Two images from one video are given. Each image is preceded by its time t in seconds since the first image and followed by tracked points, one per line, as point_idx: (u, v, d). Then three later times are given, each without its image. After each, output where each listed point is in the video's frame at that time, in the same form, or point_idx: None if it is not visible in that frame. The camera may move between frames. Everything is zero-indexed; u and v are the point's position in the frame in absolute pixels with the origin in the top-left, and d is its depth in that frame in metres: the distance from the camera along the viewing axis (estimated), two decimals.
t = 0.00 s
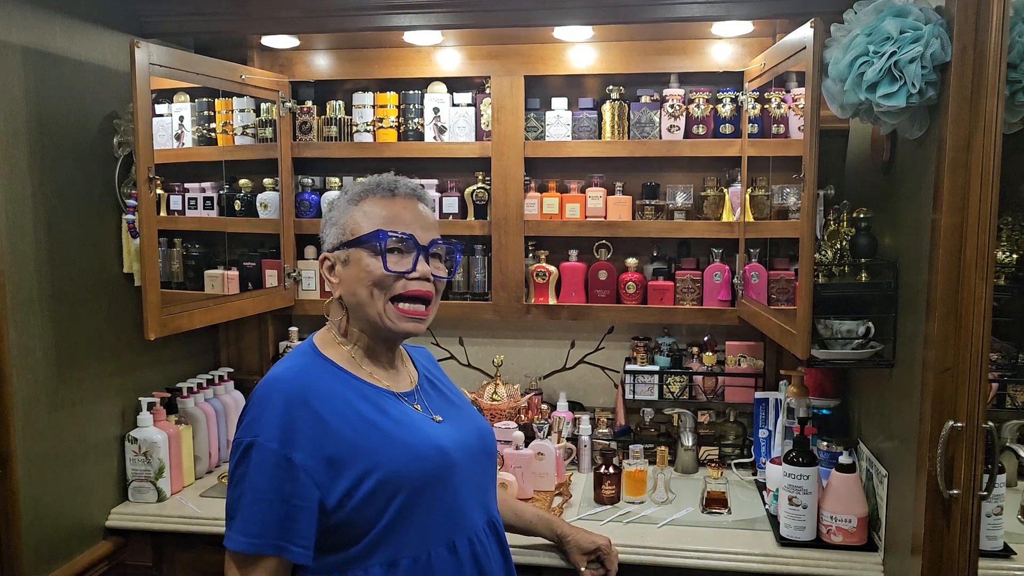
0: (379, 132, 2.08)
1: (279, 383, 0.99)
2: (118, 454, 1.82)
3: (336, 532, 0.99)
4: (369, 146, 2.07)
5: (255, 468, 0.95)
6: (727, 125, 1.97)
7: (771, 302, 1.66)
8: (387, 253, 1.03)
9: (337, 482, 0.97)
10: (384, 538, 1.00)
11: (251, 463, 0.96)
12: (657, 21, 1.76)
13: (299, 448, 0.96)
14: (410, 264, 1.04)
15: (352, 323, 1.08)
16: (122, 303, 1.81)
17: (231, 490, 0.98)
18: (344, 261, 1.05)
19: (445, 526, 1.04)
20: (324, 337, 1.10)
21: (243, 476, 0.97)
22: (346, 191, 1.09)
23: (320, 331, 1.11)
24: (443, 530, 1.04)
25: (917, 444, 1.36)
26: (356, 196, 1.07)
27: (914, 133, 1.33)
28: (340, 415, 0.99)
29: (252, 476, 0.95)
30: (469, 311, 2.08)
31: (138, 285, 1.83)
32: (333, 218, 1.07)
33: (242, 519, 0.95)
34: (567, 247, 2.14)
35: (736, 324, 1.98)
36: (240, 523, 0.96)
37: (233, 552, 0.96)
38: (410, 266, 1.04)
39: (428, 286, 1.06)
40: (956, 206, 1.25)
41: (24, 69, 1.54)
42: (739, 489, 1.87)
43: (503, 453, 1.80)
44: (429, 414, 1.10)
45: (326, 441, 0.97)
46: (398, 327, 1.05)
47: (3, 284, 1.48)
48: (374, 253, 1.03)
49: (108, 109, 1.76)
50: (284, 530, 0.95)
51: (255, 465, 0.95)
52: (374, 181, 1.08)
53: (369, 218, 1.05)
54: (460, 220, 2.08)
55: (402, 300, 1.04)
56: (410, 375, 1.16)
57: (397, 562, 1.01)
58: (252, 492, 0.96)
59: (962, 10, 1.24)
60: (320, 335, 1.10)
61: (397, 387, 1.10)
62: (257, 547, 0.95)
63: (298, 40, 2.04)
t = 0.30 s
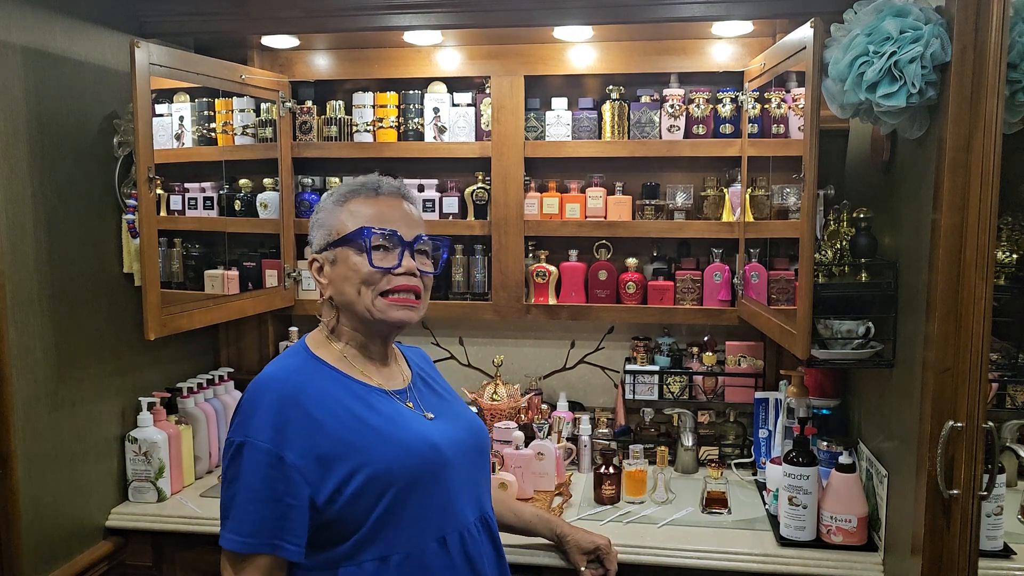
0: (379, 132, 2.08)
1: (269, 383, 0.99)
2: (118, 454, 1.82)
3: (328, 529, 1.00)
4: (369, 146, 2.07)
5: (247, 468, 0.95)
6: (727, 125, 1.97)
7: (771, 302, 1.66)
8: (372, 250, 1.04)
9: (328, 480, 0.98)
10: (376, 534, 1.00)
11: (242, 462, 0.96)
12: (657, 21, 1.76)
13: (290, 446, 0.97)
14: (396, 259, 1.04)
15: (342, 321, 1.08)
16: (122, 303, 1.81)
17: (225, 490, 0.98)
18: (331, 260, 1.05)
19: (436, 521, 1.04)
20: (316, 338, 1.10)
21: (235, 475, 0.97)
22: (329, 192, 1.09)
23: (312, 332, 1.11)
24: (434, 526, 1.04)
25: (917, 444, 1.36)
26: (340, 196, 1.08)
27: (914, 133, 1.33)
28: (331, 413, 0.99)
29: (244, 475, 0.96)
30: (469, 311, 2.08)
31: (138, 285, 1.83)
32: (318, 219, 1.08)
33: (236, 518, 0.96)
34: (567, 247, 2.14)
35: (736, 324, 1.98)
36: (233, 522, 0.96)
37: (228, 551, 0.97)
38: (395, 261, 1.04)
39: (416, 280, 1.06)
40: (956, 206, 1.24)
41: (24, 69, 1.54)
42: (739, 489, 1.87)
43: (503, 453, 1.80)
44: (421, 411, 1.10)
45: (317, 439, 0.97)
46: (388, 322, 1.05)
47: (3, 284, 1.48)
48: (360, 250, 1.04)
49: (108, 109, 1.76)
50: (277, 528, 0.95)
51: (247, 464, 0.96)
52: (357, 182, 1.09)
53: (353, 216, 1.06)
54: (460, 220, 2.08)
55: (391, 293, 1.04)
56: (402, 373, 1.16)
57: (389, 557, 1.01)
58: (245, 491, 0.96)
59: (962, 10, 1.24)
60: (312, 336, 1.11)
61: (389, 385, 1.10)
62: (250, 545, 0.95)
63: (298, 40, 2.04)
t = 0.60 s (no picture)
0: (379, 132, 2.08)
1: (263, 380, 1.00)
2: (118, 454, 1.82)
3: (316, 527, 1.00)
4: (369, 145, 2.07)
5: (237, 463, 0.97)
6: (727, 125, 1.97)
7: (771, 302, 1.66)
8: (372, 249, 1.04)
9: (317, 478, 0.98)
10: (364, 534, 1.00)
11: (233, 458, 0.97)
12: (657, 21, 1.76)
13: (280, 443, 0.97)
14: (396, 259, 1.04)
15: (342, 320, 1.09)
16: (122, 303, 1.81)
17: (216, 484, 0.99)
18: (332, 259, 1.06)
19: (424, 523, 1.04)
20: (317, 338, 1.10)
21: (227, 470, 0.98)
22: (332, 192, 1.10)
23: (312, 330, 1.12)
24: (422, 528, 1.04)
25: (917, 444, 1.36)
26: (342, 197, 1.09)
27: (914, 133, 1.33)
28: (321, 411, 0.99)
29: (234, 470, 0.97)
30: (469, 311, 2.08)
31: (137, 285, 1.83)
32: (320, 219, 1.09)
33: (224, 512, 0.97)
34: (567, 247, 2.14)
35: (736, 324, 1.98)
36: (222, 516, 0.97)
37: (217, 545, 0.98)
38: (396, 262, 1.04)
39: (416, 280, 1.06)
40: (956, 206, 1.24)
41: (24, 69, 1.54)
42: (739, 489, 1.87)
43: (503, 453, 1.80)
44: (416, 412, 1.09)
45: (306, 437, 0.98)
46: (387, 322, 1.04)
47: (3, 284, 1.48)
48: (361, 249, 1.04)
49: (107, 109, 1.76)
50: (263, 524, 0.96)
51: (237, 459, 0.97)
52: (360, 184, 1.10)
53: (355, 216, 1.06)
54: (460, 220, 2.08)
55: (390, 292, 1.04)
56: (401, 374, 1.15)
57: (376, 557, 1.01)
58: (234, 486, 0.97)
59: (962, 10, 1.24)
60: (313, 335, 1.11)
61: (386, 387, 1.10)
62: (236, 540, 0.96)
63: (298, 40, 2.04)
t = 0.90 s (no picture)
0: (379, 132, 2.08)
1: (267, 384, 1.01)
2: (118, 454, 1.82)
3: (320, 530, 1.00)
4: (369, 145, 2.07)
5: (241, 466, 0.97)
6: (727, 125, 1.97)
7: (771, 302, 1.66)
8: (373, 249, 1.04)
9: (320, 481, 0.98)
10: (367, 537, 1.00)
11: (237, 462, 0.97)
12: (657, 21, 1.76)
13: (283, 446, 0.97)
14: (397, 258, 1.05)
15: (344, 320, 1.09)
16: (122, 303, 1.81)
17: (220, 488, 0.99)
18: (332, 260, 1.06)
19: (427, 526, 1.04)
20: (319, 339, 1.11)
21: (230, 474, 0.98)
22: (330, 192, 1.10)
23: (314, 332, 1.12)
24: (425, 531, 1.03)
25: (917, 444, 1.36)
26: (341, 197, 1.08)
27: (914, 133, 1.33)
28: (324, 415, 0.99)
29: (238, 473, 0.97)
30: (469, 311, 2.08)
31: (138, 285, 1.83)
32: (319, 219, 1.09)
33: (228, 516, 0.97)
34: (567, 247, 2.14)
35: (736, 324, 1.98)
36: (226, 520, 0.97)
37: (222, 549, 0.98)
38: (397, 260, 1.04)
39: (416, 278, 1.06)
40: (956, 206, 1.24)
41: (24, 69, 1.54)
42: (739, 489, 1.87)
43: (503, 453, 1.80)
44: (420, 414, 1.09)
45: (309, 441, 0.98)
46: (388, 322, 1.04)
47: (3, 284, 1.48)
48: (361, 250, 1.04)
49: (108, 109, 1.76)
50: (267, 528, 0.96)
51: (241, 463, 0.97)
52: (358, 183, 1.10)
53: (354, 215, 1.06)
54: (460, 220, 2.08)
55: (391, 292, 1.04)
56: (405, 376, 1.15)
57: (379, 560, 1.01)
58: (238, 489, 0.97)
59: (962, 10, 1.24)
60: (315, 336, 1.11)
61: (388, 389, 1.10)
62: (240, 544, 0.96)
63: (298, 40, 2.04)
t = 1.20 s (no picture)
0: (379, 132, 2.08)
1: (265, 384, 1.01)
2: (118, 454, 1.82)
3: (317, 530, 1.00)
4: (369, 145, 2.07)
5: (239, 466, 0.97)
6: (727, 125, 1.97)
7: (771, 302, 1.66)
8: (376, 250, 1.04)
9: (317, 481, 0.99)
10: (364, 538, 1.00)
11: (235, 461, 0.98)
12: (657, 21, 1.76)
13: (281, 447, 0.98)
14: (400, 260, 1.05)
15: (345, 321, 1.09)
16: (122, 303, 1.81)
17: (219, 488, 1.00)
18: (336, 260, 1.06)
19: (424, 528, 1.03)
20: (319, 338, 1.11)
21: (229, 473, 0.99)
22: (336, 192, 1.10)
23: (316, 332, 1.12)
24: (422, 533, 1.03)
25: (917, 444, 1.36)
26: (346, 197, 1.09)
27: (914, 133, 1.33)
28: (322, 415, 1.00)
29: (236, 473, 0.97)
30: (469, 311, 2.08)
31: (138, 285, 1.83)
32: (324, 219, 1.09)
33: (225, 515, 0.97)
34: (567, 247, 2.14)
35: (736, 324, 1.98)
36: (225, 519, 0.97)
37: (221, 549, 0.98)
38: (399, 262, 1.05)
39: (419, 280, 1.06)
40: (956, 206, 1.25)
41: (24, 69, 1.54)
42: (739, 489, 1.87)
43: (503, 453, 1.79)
44: (418, 415, 1.09)
45: (307, 441, 0.98)
46: (391, 322, 1.05)
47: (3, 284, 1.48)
48: (364, 250, 1.04)
49: (108, 109, 1.76)
50: (264, 528, 0.96)
51: (239, 463, 0.97)
52: (363, 184, 1.10)
53: (357, 216, 1.06)
54: (460, 220, 2.08)
55: (393, 293, 1.04)
56: (405, 376, 1.15)
57: (376, 561, 1.01)
58: (235, 489, 0.97)
59: (962, 10, 1.24)
60: (316, 336, 1.12)
61: (386, 390, 1.09)
62: (237, 544, 0.97)
63: (298, 40, 2.04)
